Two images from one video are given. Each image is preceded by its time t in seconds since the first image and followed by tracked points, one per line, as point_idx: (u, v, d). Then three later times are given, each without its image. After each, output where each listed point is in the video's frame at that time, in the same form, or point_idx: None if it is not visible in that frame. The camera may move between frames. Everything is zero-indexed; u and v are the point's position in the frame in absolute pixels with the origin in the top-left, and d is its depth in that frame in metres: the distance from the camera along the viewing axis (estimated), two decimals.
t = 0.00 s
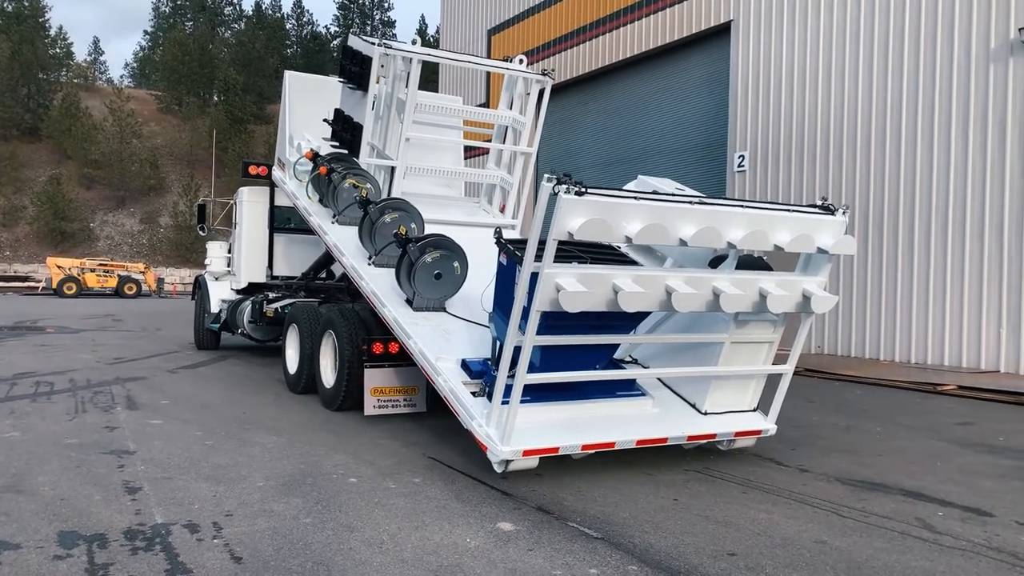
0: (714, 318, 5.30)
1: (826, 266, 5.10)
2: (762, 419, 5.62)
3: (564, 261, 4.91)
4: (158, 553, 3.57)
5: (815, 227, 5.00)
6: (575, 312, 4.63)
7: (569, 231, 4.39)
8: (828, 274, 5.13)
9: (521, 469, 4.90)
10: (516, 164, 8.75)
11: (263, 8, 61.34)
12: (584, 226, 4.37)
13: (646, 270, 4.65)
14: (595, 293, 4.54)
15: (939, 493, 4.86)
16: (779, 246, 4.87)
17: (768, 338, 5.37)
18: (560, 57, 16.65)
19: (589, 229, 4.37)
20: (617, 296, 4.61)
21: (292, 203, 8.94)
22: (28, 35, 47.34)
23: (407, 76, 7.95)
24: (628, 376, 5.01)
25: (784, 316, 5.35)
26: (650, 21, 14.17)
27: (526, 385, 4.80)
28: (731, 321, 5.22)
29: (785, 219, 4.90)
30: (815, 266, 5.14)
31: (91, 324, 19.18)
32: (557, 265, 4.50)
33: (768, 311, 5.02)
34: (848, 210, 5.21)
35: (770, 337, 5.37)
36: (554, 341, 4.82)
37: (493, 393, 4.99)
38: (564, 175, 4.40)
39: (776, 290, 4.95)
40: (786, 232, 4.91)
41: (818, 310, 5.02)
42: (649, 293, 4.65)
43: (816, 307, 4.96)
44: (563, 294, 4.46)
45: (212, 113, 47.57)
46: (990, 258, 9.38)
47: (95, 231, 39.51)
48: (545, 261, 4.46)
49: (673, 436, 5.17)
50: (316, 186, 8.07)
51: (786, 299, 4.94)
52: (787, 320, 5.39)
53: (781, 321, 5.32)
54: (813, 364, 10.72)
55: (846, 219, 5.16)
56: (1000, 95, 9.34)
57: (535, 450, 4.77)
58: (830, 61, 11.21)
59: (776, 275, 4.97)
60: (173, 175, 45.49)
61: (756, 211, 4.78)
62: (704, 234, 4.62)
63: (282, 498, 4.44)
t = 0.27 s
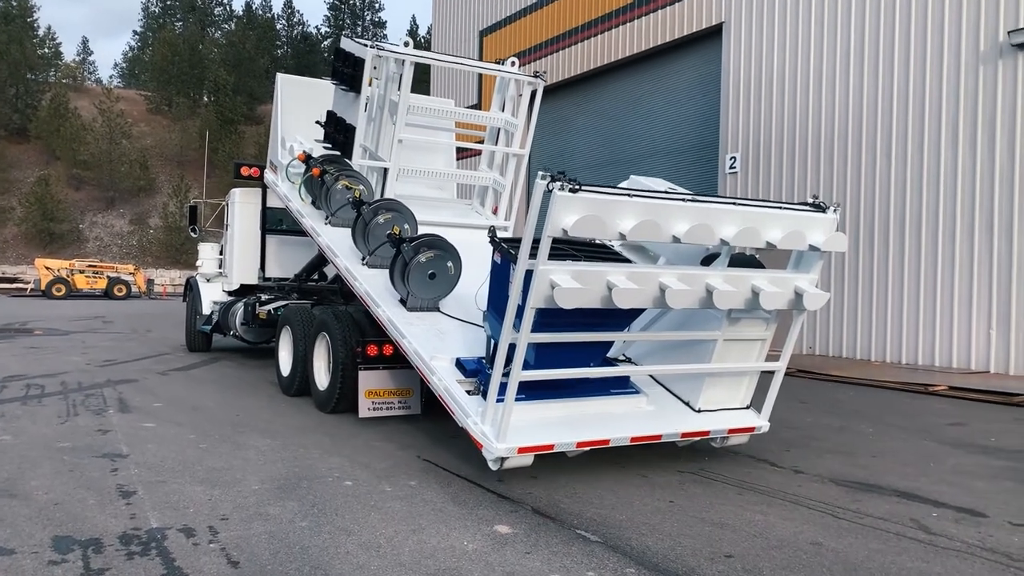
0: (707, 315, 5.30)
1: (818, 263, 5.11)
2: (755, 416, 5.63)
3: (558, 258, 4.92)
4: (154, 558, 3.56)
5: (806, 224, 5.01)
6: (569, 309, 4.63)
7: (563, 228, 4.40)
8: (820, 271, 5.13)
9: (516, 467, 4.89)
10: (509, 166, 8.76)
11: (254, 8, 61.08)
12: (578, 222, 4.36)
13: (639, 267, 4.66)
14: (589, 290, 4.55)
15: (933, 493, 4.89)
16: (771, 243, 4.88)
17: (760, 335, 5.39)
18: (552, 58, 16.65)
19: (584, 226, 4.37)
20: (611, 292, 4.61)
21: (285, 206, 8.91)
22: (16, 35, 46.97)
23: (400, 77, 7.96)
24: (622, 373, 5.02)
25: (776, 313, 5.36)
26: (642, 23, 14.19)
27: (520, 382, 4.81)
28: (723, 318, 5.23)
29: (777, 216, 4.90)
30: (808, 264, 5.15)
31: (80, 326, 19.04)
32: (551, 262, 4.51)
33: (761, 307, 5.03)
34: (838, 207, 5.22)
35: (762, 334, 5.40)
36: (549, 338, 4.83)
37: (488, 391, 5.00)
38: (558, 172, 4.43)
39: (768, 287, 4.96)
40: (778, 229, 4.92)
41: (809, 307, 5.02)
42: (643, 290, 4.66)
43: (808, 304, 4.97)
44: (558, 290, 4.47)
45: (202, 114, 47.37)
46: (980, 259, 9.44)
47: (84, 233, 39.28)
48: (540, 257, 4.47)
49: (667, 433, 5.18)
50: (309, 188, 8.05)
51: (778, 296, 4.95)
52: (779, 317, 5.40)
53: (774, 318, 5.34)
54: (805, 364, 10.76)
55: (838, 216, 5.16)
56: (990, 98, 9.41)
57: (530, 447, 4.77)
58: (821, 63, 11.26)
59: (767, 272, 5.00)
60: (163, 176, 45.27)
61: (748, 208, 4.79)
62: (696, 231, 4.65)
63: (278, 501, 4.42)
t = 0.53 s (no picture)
0: (704, 314, 5.30)
1: (813, 263, 5.10)
2: (752, 416, 5.63)
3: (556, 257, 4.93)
4: (154, 564, 3.54)
5: (802, 224, 5.01)
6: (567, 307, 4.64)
7: (560, 226, 4.40)
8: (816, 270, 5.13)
9: (514, 466, 4.88)
10: (505, 169, 8.75)
11: (249, 11, 61.01)
12: (576, 221, 4.37)
13: (637, 265, 4.66)
14: (586, 288, 4.55)
15: (932, 497, 4.90)
16: (767, 242, 4.88)
17: (757, 334, 5.39)
18: (548, 62, 16.67)
19: (581, 224, 4.37)
20: (609, 291, 4.61)
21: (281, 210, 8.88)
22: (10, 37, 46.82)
23: (396, 81, 8.02)
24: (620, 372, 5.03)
25: (773, 312, 5.36)
26: (638, 27, 14.22)
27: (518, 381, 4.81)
28: (721, 318, 5.23)
29: (773, 215, 4.90)
30: (804, 263, 5.15)
31: (74, 329, 18.97)
32: (549, 260, 4.52)
33: (758, 306, 5.04)
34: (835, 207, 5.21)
35: (759, 334, 5.39)
36: (547, 338, 4.84)
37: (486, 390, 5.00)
38: (555, 170, 4.42)
39: (765, 286, 4.96)
40: (775, 228, 4.92)
41: (806, 306, 5.02)
42: (640, 289, 4.66)
43: (804, 303, 4.97)
44: (556, 288, 4.47)
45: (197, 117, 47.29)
46: (976, 263, 9.47)
47: (79, 235, 39.16)
48: (538, 255, 4.47)
49: (665, 432, 5.19)
50: (305, 191, 8.05)
51: (775, 295, 4.95)
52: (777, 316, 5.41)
53: (770, 317, 5.34)
54: (801, 368, 10.78)
55: (833, 215, 5.16)
56: (985, 103, 9.44)
57: (528, 446, 4.77)
58: (816, 68, 11.30)
59: (764, 272, 4.99)
60: (158, 179, 45.17)
61: (745, 208, 4.79)
62: (693, 230, 4.65)
63: (277, 506, 4.41)
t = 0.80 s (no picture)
0: (703, 314, 5.29)
1: (812, 262, 5.10)
2: (752, 416, 5.62)
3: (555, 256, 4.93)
4: (153, 570, 3.52)
5: (800, 223, 5.00)
6: (567, 306, 4.63)
7: (560, 224, 4.40)
8: (815, 270, 5.13)
9: (514, 465, 4.87)
10: (503, 173, 8.77)
11: (248, 15, 61.09)
12: (575, 219, 4.37)
13: (636, 265, 4.66)
14: (586, 287, 4.55)
15: (933, 502, 4.89)
16: (765, 241, 4.88)
17: (756, 334, 5.38)
18: (547, 66, 16.68)
19: (580, 222, 4.37)
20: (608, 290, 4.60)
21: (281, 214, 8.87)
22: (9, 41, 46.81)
23: (395, 85, 7.96)
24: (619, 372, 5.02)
25: (772, 312, 5.35)
26: (637, 31, 14.24)
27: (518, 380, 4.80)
28: (720, 317, 5.23)
29: (771, 215, 4.90)
30: (802, 263, 5.15)
31: (73, 333, 18.94)
32: (548, 259, 4.51)
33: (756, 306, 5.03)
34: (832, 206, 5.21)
35: (759, 334, 5.38)
36: (546, 337, 4.83)
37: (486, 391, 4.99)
38: (554, 169, 4.42)
39: (764, 285, 4.95)
40: (773, 228, 4.91)
41: (805, 305, 5.01)
42: (640, 288, 4.66)
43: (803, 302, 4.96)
44: (555, 287, 4.47)
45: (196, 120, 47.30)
46: (975, 267, 9.47)
47: (77, 239, 39.14)
48: (537, 254, 4.47)
49: (664, 432, 5.18)
50: (304, 195, 8.04)
51: (773, 294, 4.94)
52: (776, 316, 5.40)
53: (769, 317, 5.33)
54: (801, 372, 10.78)
55: (832, 215, 5.16)
56: (983, 107, 9.46)
57: (528, 445, 4.76)
58: (816, 72, 11.31)
59: (763, 271, 4.98)
60: (156, 182, 45.14)
61: (743, 207, 4.79)
62: (692, 229, 4.64)
63: (278, 511, 4.39)
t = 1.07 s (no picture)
0: (704, 318, 5.29)
1: (812, 267, 5.10)
2: (753, 422, 5.59)
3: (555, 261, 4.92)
4: None
5: (800, 227, 4.99)
6: (568, 310, 4.61)
7: (561, 228, 4.39)
8: (815, 274, 5.12)
9: (516, 471, 4.84)
10: (503, 182, 8.77)
11: (248, 21, 61.17)
12: (576, 223, 4.36)
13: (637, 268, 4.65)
14: (588, 290, 4.53)
15: (938, 513, 4.87)
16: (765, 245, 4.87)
17: (757, 339, 5.36)
18: (547, 73, 16.70)
19: (581, 226, 4.36)
20: (609, 294, 4.59)
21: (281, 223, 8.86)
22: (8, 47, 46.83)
23: (395, 94, 7.98)
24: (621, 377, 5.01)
25: (773, 317, 5.34)
26: (637, 39, 14.26)
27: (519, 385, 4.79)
28: (720, 322, 5.21)
29: (771, 219, 4.89)
30: (802, 267, 5.13)
31: (71, 340, 18.90)
32: (550, 263, 4.50)
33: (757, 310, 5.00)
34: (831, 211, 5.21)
35: (759, 338, 5.37)
36: (547, 342, 4.81)
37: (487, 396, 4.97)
38: (555, 173, 4.41)
39: (765, 289, 4.93)
40: (772, 232, 4.91)
41: (805, 309, 4.99)
42: (641, 292, 4.64)
43: (804, 306, 4.94)
44: (557, 291, 4.45)
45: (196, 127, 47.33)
46: (975, 275, 9.47)
47: (76, 245, 39.11)
48: (538, 258, 4.45)
49: (667, 437, 5.15)
50: (305, 203, 8.03)
51: (774, 298, 4.92)
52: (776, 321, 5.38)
53: (770, 321, 5.32)
54: (801, 380, 10.76)
55: (831, 219, 5.15)
56: (983, 115, 9.47)
57: (530, 450, 4.73)
58: (815, 80, 11.33)
59: (763, 275, 4.96)
60: (155, 188, 45.12)
61: (743, 211, 4.78)
62: (692, 233, 4.62)
63: (280, 523, 4.37)
